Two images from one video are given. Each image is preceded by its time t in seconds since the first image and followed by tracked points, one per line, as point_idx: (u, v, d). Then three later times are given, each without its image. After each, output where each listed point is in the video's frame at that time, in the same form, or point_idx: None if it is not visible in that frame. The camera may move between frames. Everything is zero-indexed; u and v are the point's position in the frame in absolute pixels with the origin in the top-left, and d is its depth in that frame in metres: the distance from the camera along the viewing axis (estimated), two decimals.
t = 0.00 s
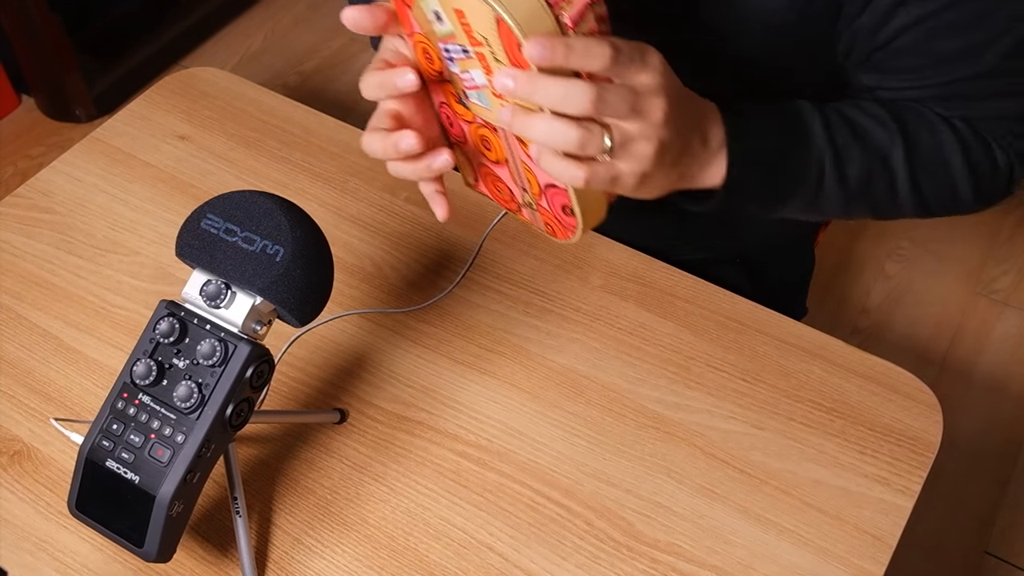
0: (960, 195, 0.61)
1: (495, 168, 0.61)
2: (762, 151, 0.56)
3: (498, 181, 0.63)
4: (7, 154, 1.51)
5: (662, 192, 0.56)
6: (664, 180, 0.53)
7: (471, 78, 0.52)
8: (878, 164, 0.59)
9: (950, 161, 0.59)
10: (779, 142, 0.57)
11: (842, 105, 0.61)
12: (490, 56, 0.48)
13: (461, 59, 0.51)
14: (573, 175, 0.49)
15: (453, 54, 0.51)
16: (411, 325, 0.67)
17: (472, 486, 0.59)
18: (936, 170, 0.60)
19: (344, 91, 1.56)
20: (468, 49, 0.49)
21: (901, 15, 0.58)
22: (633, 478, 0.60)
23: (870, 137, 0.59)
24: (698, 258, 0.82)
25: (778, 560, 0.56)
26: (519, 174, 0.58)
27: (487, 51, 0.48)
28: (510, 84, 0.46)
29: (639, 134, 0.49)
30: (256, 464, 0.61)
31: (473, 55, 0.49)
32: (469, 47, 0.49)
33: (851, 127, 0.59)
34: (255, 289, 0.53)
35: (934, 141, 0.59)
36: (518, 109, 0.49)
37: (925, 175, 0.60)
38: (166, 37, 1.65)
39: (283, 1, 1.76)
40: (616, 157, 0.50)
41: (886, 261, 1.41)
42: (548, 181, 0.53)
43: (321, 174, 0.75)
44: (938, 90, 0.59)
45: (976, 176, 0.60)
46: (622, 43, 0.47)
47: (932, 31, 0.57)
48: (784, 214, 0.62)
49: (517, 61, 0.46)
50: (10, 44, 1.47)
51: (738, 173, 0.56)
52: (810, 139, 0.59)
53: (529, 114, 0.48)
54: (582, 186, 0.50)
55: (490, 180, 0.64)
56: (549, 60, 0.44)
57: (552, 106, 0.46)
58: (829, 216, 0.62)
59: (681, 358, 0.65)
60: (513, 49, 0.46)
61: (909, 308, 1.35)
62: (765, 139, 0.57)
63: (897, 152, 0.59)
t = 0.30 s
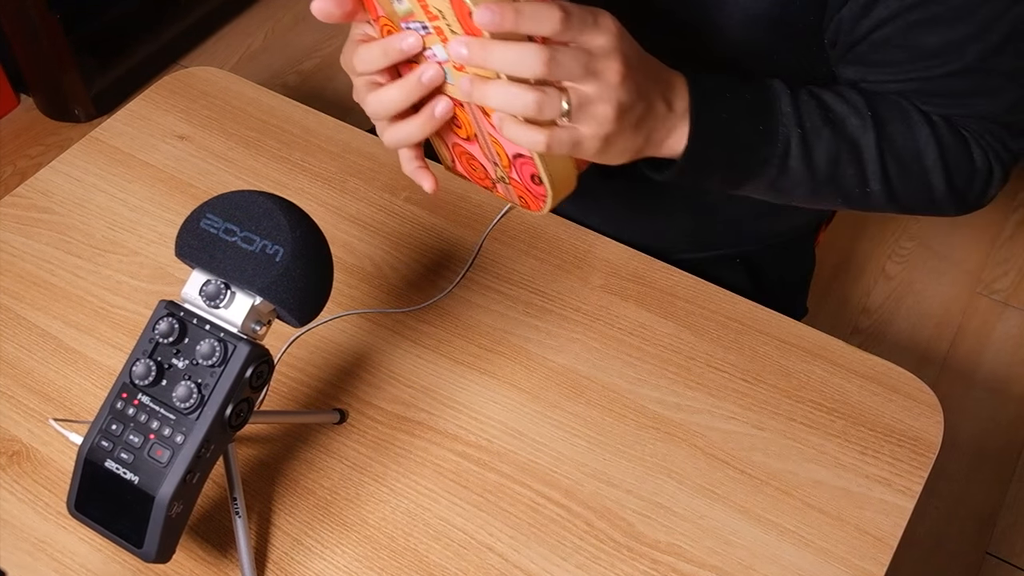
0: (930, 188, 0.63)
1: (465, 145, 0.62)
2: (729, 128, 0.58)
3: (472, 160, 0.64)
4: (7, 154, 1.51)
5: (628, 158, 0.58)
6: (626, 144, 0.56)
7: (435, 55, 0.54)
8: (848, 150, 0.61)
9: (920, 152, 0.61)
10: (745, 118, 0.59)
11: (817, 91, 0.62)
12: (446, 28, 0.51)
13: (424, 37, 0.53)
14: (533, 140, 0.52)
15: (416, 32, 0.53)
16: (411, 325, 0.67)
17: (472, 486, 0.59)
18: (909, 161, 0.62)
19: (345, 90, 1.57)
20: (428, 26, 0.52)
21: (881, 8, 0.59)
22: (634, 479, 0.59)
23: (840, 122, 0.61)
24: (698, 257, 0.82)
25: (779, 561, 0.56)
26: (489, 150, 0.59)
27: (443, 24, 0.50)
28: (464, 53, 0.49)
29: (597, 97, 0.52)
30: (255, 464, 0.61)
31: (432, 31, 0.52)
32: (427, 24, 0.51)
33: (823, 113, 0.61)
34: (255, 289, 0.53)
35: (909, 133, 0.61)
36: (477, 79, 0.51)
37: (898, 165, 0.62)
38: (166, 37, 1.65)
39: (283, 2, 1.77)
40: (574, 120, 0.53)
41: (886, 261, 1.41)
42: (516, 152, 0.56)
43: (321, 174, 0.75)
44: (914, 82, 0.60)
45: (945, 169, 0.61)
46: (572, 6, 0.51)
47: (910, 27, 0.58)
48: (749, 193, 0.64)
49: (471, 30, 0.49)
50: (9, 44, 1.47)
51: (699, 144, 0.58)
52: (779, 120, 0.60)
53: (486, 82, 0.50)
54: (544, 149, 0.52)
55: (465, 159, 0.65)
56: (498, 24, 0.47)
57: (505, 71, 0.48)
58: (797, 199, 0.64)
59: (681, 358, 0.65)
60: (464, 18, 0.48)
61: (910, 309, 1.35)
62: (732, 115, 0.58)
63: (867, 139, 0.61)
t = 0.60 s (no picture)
0: (905, 188, 0.63)
1: (439, 129, 0.65)
2: (701, 115, 0.58)
3: (446, 144, 0.66)
4: (7, 154, 1.51)
5: (598, 138, 0.59)
6: (592, 123, 0.57)
7: (404, 38, 0.56)
8: (822, 143, 0.61)
9: (895, 150, 0.62)
10: (717, 103, 0.59)
11: (795, 85, 0.63)
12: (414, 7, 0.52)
13: (394, 18, 0.55)
14: (500, 115, 0.53)
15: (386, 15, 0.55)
16: (411, 325, 0.67)
17: (472, 486, 0.59)
18: (884, 158, 0.62)
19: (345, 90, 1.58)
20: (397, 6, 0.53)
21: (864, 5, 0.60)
22: (634, 479, 0.59)
23: (815, 114, 0.62)
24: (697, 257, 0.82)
25: (779, 561, 0.56)
26: (461, 130, 0.61)
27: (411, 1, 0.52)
28: (429, 27, 0.50)
29: (562, 72, 0.53)
30: (256, 464, 0.61)
31: (402, 12, 0.54)
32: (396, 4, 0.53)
33: (798, 105, 0.61)
34: (255, 289, 0.53)
35: (886, 131, 0.62)
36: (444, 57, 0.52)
37: (873, 162, 0.62)
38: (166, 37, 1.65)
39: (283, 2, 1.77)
40: (539, 95, 0.53)
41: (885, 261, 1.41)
42: (486, 130, 0.58)
43: (321, 174, 0.75)
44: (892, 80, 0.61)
45: (919, 168, 0.62)
46: None
47: (890, 24, 0.59)
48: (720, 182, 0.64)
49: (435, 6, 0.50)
50: (9, 44, 1.47)
51: (665, 128, 0.58)
52: (752, 109, 0.61)
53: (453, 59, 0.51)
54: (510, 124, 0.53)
55: (440, 143, 0.67)
56: None
57: (470, 46, 0.49)
58: (770, 192, 0.64)
59: (682, 358, 0.65)
60: None
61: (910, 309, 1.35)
62: (704, 101, 0.58)
63: (842, 133, 0.61)
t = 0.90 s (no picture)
0: (877, 191, 0.63)
1: (417, 117, 0.65)
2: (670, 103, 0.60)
3: (426, 132, 0.66)
4: (7, 154, 1.51)
5: (569, 119, 0.60)
6: (562, 102, 0.58)
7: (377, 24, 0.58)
8: (792, 139, 0.62)
9: (866, 152, 0.62)
10: (687, 92, 0.60)
11: (774, 80, 0.63)
12: None
13: (366, 4, 0.58)
14: (466, 95, 0.55)
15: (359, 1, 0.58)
16: (411, 325, 0.67)
17: (472, 486, 0.59)
18: (856, 159, 0.62)
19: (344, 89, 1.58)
20: None
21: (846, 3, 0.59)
22: (634, 479, 0.59)
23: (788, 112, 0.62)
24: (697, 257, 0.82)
25: (779, 561, 0.56)
26: (437, 117, 0.62)
27: None
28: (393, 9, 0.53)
29: (528, 51, 0.55)
30: (256, 464, 0.61)
31: None
32: None
33: (772, 100, 0.62)
34: (255, 289, 0.53)
35: (860, 133, 0.62)
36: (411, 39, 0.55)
37: (844, 162, 0.62)
38: (165, 36, 1.65)
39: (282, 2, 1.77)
40: (505, 75, 0.55)
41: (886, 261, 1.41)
42: (458, 113, 0.59)
43: (321, 174, 0.75)
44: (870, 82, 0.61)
45: (891, 173, 0.62)
46: None
47: (870, 24, 0.58)
48: (691, 172, 0.65)
49: None
50: (9, 44, 1.47)
51: (633, 112, 0.59)
52: (723, 101, 0.61)
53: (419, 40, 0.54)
54: (479, 104, 0.55)
55: (419, 132, 0.67)
56: None
57: (433, 25, 0.51)
58: (741, 185, 0.65)
59: (682, 358, 0.65)
60: None
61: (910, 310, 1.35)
62: (673, 92, 0.60)
63: (813, 131, 0.62)
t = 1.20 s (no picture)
0: (851, 192, 0.63)
1: (397, 105, 0.64)
2: (643, 94, 0.59)
3: (407, 120, 0.65)
4: (7, 153, 1.51)
5: (543, 106, 0.60)
6: (535, 89, 0.58)
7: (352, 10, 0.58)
8: (767, 136, 0.62)
9: (841, 153, 0.62)
10: (662, 84, 0.60)
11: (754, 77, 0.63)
12: None
13: None
14: (439, 80, 0.54)
15: None
16: (411, 325, 0.67)
17: (472, 486, 0.59)
18: (831, 159, 0.62)
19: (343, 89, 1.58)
20: None
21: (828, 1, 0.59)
22: (634, 479, 0.59)
23: (764, 108, 0.62)
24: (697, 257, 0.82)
25: (779, 561, 0.56)
26: (413, 103, 0.61)
27: None
28: None
29: (498, 35, 0.54)
30: (256, 464, 0.61)
31: None
32: None
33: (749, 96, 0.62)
34: (255, 290, 0.53)
35: (836, 133, 0.62)
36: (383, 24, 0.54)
37: (818, 161, 0.62)
38: (164, 37, 1.65)
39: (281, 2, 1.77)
40: (476, 60, 0.55)
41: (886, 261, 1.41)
42: (434, 98, 0.58)
43: (321, 174, 0.75)
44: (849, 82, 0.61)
45: (866, 175, 0.62)
46: None
47: (851, 24, 0.58)
48: (666, 165, 0.65)
49: None
50: (9, 45, 1.47)
51: (606, 100, 0.59)
52: (699, 94, 0.61)
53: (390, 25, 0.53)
54: (451, 89, 0.55)
55: (400, 119, 0.66)
56: None
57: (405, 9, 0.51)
58: (715, 180, 0.65)
59: (682, 358, 0.65)
60: None
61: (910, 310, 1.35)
62: (648, 82, 0.59)
63: (789, 129, 0.62)
